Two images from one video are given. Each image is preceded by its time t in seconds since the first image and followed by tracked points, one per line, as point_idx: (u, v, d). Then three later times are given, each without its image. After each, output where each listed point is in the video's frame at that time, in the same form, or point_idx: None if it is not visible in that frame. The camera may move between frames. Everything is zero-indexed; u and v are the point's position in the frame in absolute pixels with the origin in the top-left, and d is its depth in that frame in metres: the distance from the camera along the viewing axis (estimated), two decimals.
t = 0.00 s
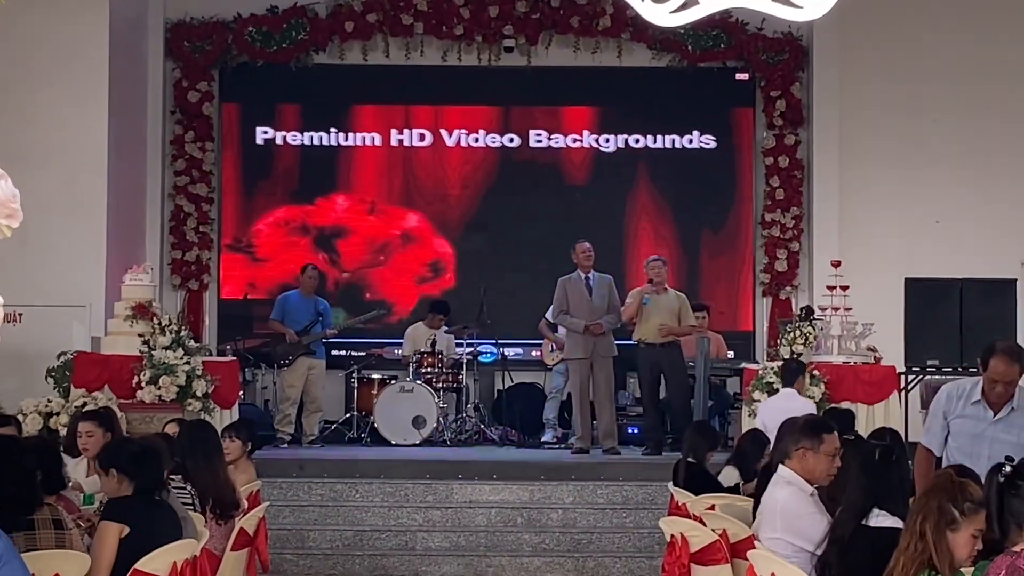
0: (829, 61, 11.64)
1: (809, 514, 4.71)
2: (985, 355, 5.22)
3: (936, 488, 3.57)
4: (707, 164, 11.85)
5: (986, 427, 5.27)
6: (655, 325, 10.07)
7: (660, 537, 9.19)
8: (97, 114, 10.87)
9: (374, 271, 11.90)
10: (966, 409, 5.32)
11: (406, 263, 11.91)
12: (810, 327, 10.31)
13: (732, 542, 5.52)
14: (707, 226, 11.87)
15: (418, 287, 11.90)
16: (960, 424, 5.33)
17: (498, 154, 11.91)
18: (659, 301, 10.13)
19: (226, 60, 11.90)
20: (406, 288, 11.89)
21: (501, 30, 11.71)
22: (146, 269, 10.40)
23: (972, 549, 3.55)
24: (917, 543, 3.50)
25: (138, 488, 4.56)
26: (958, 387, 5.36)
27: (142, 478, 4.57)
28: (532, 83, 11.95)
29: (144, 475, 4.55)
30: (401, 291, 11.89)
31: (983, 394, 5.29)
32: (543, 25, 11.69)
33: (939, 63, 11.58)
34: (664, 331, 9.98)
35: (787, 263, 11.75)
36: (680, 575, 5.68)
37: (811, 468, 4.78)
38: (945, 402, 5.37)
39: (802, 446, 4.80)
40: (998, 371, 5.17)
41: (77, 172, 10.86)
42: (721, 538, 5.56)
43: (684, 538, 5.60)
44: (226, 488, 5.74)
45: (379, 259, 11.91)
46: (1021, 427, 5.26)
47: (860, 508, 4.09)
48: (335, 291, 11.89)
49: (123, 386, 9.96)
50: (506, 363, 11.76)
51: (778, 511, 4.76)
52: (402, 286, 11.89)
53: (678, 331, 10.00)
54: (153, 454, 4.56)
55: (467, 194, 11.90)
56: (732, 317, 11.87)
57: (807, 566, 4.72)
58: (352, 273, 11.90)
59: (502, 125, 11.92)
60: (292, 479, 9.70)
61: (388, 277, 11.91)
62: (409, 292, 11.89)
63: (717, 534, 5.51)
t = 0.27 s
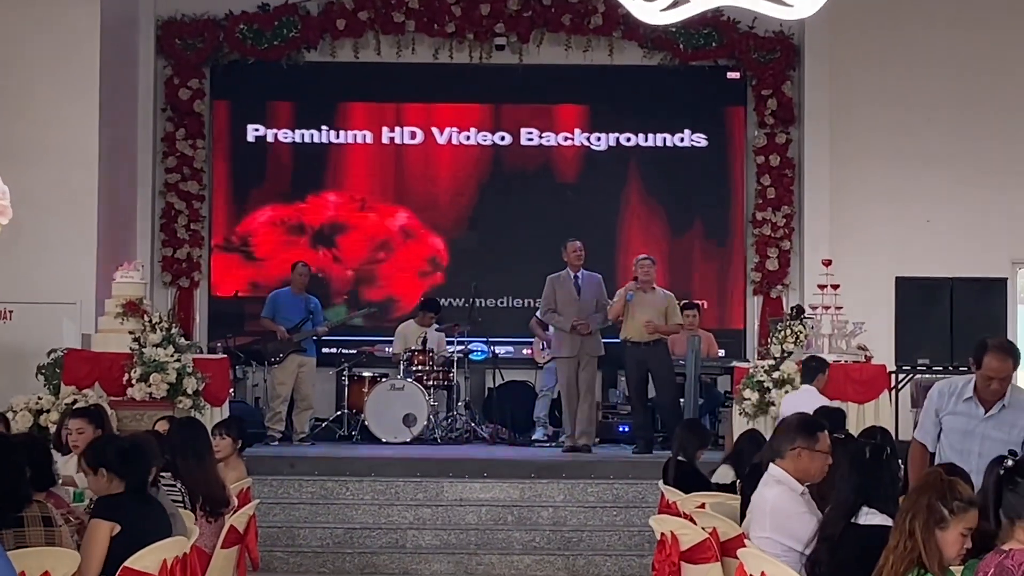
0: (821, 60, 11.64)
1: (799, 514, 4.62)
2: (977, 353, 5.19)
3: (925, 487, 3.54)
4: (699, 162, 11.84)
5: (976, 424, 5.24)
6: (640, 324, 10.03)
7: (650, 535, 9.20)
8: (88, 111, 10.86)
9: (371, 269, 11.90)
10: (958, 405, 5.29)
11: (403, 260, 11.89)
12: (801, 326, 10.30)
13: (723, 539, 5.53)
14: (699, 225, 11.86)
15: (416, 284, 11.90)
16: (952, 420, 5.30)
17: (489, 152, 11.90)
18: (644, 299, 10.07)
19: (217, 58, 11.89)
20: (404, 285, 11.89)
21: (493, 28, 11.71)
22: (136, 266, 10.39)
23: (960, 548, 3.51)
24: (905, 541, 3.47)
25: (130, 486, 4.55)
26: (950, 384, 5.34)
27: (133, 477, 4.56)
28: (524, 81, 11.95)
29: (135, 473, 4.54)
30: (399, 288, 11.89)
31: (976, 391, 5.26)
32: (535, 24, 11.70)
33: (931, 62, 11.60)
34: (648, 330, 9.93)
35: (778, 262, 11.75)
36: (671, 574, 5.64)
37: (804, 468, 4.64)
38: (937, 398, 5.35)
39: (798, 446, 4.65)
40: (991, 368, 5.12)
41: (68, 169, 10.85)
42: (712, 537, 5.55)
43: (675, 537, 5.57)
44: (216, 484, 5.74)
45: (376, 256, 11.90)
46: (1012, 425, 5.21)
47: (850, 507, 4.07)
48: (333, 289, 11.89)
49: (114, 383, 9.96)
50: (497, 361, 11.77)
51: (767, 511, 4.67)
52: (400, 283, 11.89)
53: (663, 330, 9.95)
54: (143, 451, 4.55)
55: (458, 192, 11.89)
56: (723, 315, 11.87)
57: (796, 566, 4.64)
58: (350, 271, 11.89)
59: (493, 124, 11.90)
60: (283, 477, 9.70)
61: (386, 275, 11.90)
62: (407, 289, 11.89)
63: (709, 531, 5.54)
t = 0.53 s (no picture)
0: (813, 60, 11.65)
1: (793, 511, 4.65)
2: (969, 353, 5.17)
3: (917, 485, 3.52)
4: (692, 162, 11.83)
5: (968, 425, 5.23)
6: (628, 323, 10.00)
7: (642, 535, 9.21)
8: (81, 109, 10.86)
9: (368, 268, 11.89)
10: (949, 405, 5.28)
11: (399, 259, 11.89)
12: (793, 325, 10.29)
13: (715, 539, 5.58)
14: (691, 224, 11.85)
15: (413, 283, 11.89)
16: (943, 421, 5.29)
17: (482, 151, 11.90)
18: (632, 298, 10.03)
19: (210, 56, 11.89)
20: (401, 284, 11.88)
21: (485, 28, 11.73)
22: (128, 264, 10.38)
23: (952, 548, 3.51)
24: (897, 541, 3.45)
25: (120, 485, 4.55)
26: (941, 384, 5.32)
27: (124, 476, 4.56)
28: (516, 80, 11.94)
29: (125, 472, 4.53)
30: (396, 287, 11.88)
31: (967, 392, 5.24)
32: (528, 23, 11.73)
33: (924, 62, 11.60)
34: (637, 329, 9.89)
35: (770, 262, 11.76)
36: (661, 572, 5.66)
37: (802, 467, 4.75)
38: (929, 398, 5.34)
39: (796, 445, 4.76)
40: (985, 368, 5.10)
41: (61, 167, 10.84)
42: (704, 537, 5.52)
43: (665, 536, 5.57)
44: (207, 482, 5.72)
45: (373, 256, 11.89)
46: (1003, 425, 5.20)
47: (839, 506, 4.06)
48: (329, 288, 11.87)
49: (105, 381, 9.96)
50: (489, 360, 11.77)
51: (763, 509, 4.68)
52: (398, 282, 11.88)
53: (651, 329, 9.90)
54: (132, 449, 4.55)
55: (451, 191, 11.89)
56: (715, 315, 11.86)
57: (788, 564, 4.65)
58: (346, 271, 11.88)
59: (485, 123, 11.90)
60: (274, 476, 9.69)
61: (382, 274, 11.89)
62: (404, 287, 11.88)
63: (700, 530, 5.56)
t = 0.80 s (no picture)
0: (808, 60, 11.65)
1: (790, 510, 4.63)
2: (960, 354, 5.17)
3: (911, 487, 3.60)
4: (685, 162, 11.84)
5: (959, 426, 5.22)
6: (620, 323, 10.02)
7: (635, 535, 9.21)
8: (75, 108, 10.85)
9: (365, 269, 11.87)
10: (942, 407, 5.28)
11: (396, 260, 11.88)
12: (786, 326, 10.30)
13: (706, 539, 5.54)
14: (686, 224, 11.85)
15: (409, 283, 11.87)
16: (935, 422, 5.30)
17: (476, 151, 11.89)
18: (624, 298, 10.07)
19: (204, 55, 11.88)
20: (398, 285, 11.87)
21: (479, 27, 11.72)
22: (122, 263, 10.37)
23: (944, 549, 3.58)
24: (890, 542, 3.54)
25: (113, 485, 4.54)
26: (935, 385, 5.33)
27: (116, 476, 4.54)
28: (511, 79, 11.95)
29: (117, 472, 4.52)
30: (392, 289, 11.86)
31: (960, 393, 5.24)
32: (522, 23, 11.72)
33: (917, 63, 11.62)
34: (629, 329, 9.92)
35: (763, 262, 11.76)
36: (655, 572, 5.68)
37: (802, 469, 4.69)
38: (922, 399, 5.35)
39: (798, 446, 4.69)
40: (977, 369, 5.07)
41: (54, 166, 10.84)
42: (697, 536, 5.55)
43: (659, 536, 5.57)
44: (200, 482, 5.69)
45: (370, 257, 11.87)
46: (995, 427, 5.19)
47: (828, 507, 4.06)
48: (326, 290, 11.84)
49: (98, 380, 9.94)
50: (483, 360, 11.77)
51: (761, 505, 4.66)
52: (394, 283, 11.86)
53: (642, 329, 9.93)
54: (124, 449, 4.54)
55: (445, 191, 11.89)
56: (709, 316, 11.87)
57: (780, 563, 4.61)
58: (343, 272, 11.86)
59: (479, 123, 11.90)
60: (267, 475, 9.69)
61: (379, 275, 11.87)
62: (401, 288, 11.86)
63: (693, 530, 5.54)
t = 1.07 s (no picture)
0: (803, 62, 11.64)
1: (783, 513, 4.61)
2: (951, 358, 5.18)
3: (905, 490, 3.62)
4: (680, 164, 11.83)
5: (951, 429, 5.27)
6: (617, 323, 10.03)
7: (628, 537, 9.22)
8: (70, 108, 10.84)
9: (358, 270, 11.87)
10: (933, 410, 5.32)
11: (391, 263, 11.89)
12: (780, 328, 10.30)
13: (700, 541, 5.61)
14: (681, 226, 11.84)
15: (402, 283, 11.88)
16: (926, 424, 5.34)
17: (470, 152, 11.89)
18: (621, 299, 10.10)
19: (198, 56, 11.87)
20: (392, 288, 11.88)
21: (474, 28, 11.71)
22: (116, 264, 10.36)
23: (937, 552, 3.59)
24: (884, 544, 3.54)
25: (106, 484, 4.52)
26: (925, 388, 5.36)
27: (108, 475, 4.52)
28: (505, 80, 11.94)
29: (109, 471, 4.50)
30: (387, 292, 11.86)
31: (950, 396, 5.28)
32: (516, 24, 11.71)
33: (911, 66, 11.62)
34: (625, 330, 9.92)
35: (757, 264, 11.76)
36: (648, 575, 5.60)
37: (798, 470, 4.74)
38: (913, 401, 5.38)
39: (794, 447, 4.73)
40: (967, 371, 5.09)
41: (48, 166, 10.83)
42: (689, 539, 5.55)
43: (652, 539, 5.56)
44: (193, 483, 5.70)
45: (363, 257, 11.87)
46: (986, 429, 5.26)
47: (818, 508, 4.07)
48: (320, 292, 11.84)
49: (91, 380, 9.95)
50: (476, 361, 11.76)
51: (755, 506, 4.64)
52: (388, 287, 11.87)
53: (639, 329, 9.95)
54: (116, 449, 4.52)
55: (439, 192, 11.89)
56: (702, 317, 11.86)
57: (772, 565, 4.60)
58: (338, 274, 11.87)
59: (474, 124, 11.89)
60: (261, 476, 9.69)
61: (373, 278, 11.88)
62: (395, 291, 11.87)
63: (686, 533, 5.57)
